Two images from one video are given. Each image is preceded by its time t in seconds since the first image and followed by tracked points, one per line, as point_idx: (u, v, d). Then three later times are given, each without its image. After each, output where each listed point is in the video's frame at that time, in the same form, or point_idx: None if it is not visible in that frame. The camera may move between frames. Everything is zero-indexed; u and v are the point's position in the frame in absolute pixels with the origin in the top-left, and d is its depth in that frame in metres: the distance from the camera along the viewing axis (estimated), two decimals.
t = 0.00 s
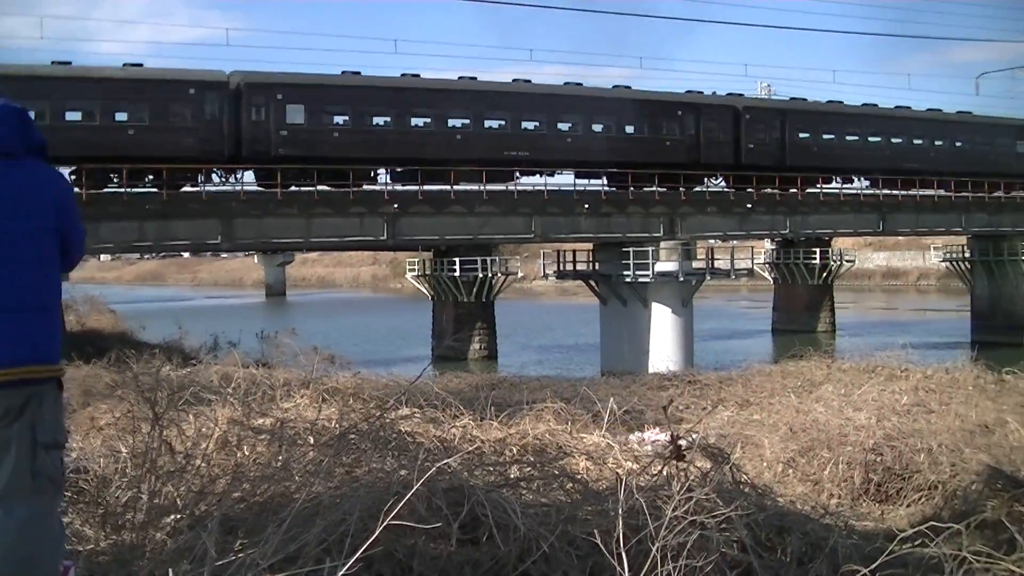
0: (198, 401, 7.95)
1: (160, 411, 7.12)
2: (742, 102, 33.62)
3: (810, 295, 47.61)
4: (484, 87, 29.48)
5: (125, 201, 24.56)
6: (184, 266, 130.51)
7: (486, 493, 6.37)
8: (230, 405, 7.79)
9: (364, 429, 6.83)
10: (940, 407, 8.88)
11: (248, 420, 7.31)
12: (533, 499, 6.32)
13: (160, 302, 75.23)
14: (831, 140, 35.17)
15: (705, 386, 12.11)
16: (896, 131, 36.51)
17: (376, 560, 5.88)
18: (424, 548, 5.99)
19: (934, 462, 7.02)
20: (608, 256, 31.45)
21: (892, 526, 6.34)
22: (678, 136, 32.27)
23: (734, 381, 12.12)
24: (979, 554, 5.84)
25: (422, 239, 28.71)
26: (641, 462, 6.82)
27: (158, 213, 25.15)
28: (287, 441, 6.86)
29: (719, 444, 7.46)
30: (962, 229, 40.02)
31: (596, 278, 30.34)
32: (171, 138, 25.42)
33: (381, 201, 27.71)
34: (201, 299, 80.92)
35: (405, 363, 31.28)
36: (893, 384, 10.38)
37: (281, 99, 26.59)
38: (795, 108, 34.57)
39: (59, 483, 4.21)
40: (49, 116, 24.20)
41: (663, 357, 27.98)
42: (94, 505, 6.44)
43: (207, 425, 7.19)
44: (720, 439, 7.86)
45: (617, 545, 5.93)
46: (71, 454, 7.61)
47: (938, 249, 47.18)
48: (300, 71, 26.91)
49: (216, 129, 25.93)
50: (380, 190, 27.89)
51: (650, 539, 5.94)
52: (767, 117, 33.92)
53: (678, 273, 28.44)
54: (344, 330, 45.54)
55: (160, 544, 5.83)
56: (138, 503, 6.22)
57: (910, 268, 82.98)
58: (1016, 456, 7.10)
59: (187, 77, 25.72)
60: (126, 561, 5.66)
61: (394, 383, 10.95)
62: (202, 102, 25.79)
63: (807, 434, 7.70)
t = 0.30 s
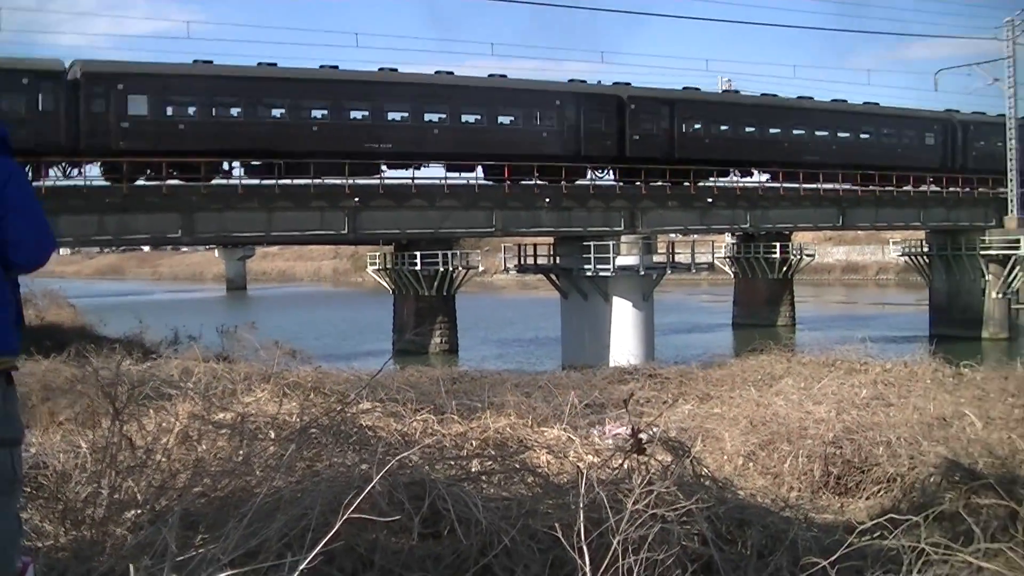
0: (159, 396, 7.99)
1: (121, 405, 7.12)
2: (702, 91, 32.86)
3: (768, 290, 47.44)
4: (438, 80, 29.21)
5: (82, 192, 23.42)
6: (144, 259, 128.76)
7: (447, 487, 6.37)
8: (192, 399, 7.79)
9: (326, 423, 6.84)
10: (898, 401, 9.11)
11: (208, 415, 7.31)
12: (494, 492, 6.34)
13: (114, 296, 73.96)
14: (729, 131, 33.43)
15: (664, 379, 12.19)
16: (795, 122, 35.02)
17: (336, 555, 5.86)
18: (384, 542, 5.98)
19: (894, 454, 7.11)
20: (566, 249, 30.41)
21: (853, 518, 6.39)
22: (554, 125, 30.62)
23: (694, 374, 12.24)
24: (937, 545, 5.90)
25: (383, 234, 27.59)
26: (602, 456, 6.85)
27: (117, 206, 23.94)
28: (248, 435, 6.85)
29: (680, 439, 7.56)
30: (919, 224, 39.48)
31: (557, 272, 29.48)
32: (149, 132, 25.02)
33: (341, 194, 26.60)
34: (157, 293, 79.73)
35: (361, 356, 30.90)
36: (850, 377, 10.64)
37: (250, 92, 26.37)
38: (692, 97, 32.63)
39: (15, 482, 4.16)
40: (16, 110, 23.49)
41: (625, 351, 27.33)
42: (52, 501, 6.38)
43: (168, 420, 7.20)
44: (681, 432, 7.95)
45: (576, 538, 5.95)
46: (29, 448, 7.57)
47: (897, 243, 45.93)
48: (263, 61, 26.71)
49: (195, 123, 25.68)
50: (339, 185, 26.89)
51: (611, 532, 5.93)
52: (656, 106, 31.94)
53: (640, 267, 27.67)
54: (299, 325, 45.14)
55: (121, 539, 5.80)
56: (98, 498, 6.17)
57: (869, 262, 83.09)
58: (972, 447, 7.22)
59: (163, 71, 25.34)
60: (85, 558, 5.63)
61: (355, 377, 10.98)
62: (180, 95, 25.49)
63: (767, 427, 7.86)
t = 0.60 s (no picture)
0: (123, 393, 7.99)
1: (84, 401, 7.10)
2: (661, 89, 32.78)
3: (733, 284, 46.57)
4: (397, 77, 28.88)
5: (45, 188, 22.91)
6: (107, 255, 127.28)
7: (411, 483, 6.38)
8: (156, 396, 7.77)
9: (290, 419, 6.84)
10: (861, 395, 9.29)
11: (172, 411, 7.30)
12: (459, 487, 6.35)
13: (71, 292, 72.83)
14: (618, 124, 31.66)
15: (628, 374, 12.28)
16: (689, 114, 33.13)
17: (301, 551, 5.88)
18: (349, 538, 5.98)
19: (857, 449, 7.19)
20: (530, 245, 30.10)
21: (816, 513, 6.44)
22: (427, 118, 29.05)
23: (659, 370, 12.29)
24: (898, 539, 5.95)
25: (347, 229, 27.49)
26: (566, 451, 6.89)
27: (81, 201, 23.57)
28: (212, 431, 6.84)
29: (644, 434, 7.62)
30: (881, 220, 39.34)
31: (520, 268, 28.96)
32: (131, 128, 25.09)
33: (306, 190, 26.40)
34: (118, 289, 78.67)
35: (324, 354, 30.08)
36: (814, 371, 10.84)
37: (225, 87, 26.34)
38: (575, 89, 30.88)
39: None
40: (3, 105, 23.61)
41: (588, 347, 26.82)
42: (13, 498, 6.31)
43: (131, 417, 7.18)
44: (645, 428, 8.01)
45: (539, 534, 5.98)
46: None
47: (862, 240, 44.71)
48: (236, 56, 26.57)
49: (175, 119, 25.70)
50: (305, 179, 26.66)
51: (575, 527, 5.94)
52: (536, 98, 30.24)
53: (602, 262, 27.32)
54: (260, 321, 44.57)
55: (84, 537, 5.76)
56: (61, 496, 6.12)
57: (833, 258, 83.49)
58: (932, 441, 7.33)
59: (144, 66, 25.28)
60: (49, 555, 5.63)
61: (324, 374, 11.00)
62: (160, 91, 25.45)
63: (731, 423, 7.96)
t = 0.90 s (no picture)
0: (90, 390, 7.93)
1: (50, 400, 7.04)
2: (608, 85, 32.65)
3: (699, 281, 46.10)
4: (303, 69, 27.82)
5: (11, 185, 22.70)
6: (75, 252, 126.08)
7: (378, 479, 6.37)
8: (123, 394, 7.73)
9: (258, 416, 6.85)
10: (827, 392, 9.44)
11: (140, 409, 7.27)
12: (427, 485, 6.36)
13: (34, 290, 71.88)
14: (509, 118, 30.39)
15: (597, 371, 12.33)
16: (583, 108, 31.93)
17: (269, 549, 5.86)
18: (316, 535, 5.96)
19: (823, 446, 7.27)
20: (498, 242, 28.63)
21: (783, 509, 6.47)
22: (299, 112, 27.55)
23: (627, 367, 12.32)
24: (865, 534, 5.98)
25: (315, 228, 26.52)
26: (534, 448, 6.91)
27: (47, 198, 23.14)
28: (179, 428, 6.84)
29: (612, 431, 7.65)
30: (850, 217, 38.77)
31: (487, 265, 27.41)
32: (108, 126, 24.93)
33: (273, 185, 25.59)
34: (83, 287, 77.76)
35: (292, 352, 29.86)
36: (780, 369, 10.97)
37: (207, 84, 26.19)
38: (458, 81, 29.51)
39: None
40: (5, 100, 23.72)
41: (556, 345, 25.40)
42: None
43: (98, 414, 7.14)
44: (614, 425, 8.05)
45: (507, 531, 5.99)
46: None
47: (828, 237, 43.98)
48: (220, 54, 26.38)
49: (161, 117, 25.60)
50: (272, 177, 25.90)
51: (543, 525, 5.94)
52: (416, 90, 28.89)
53: (570, 259, 25.96)
54: (228, 318, 44.07)
55: (51, 536, 5.73)
56: (26, 495, 6.07)
57: (800, 255, 83.61)
58: (898, 438, 7.43)
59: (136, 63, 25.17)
60: (15, 554, 5.61)
61: (295, 373, 11.03)
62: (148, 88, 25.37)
63: (698, 420, 8.01)
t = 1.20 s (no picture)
0: (54, 387, 7.84)
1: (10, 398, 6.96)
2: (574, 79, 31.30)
3: (664, 279, 45.81)
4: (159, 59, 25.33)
5: None
6: (37, 249, 124.66)
7: (343, 477, 6.36)
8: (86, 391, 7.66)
9: (221, 414, 6.85)
10: (790, 389, 9.58)
11: (103, 407, 7.22)
12: (391, 482, 6.35)
13: None
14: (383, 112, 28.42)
15: (562, 368, 12.35)
16: (468, 101, 29.74)
17: (234, 547, 5.83)
18: (281, 533, 5.94)
19: (786, 442, 7.35)
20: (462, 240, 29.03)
21: (746, 505, 6.51)
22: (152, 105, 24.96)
23: (592, 363, 12.39)
24: (827, 530, 6.02)
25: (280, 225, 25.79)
26: (498, 445, 6.92)
27: (9, 194, 22.49)
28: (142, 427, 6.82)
29: (577, 428, 7.69)
30: (813, 215, 38.65)
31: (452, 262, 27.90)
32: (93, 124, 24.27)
33: (237, 182, 24.92)
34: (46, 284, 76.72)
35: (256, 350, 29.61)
36: (744, 366, 11.09)
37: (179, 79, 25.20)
38: (331, 73, 27.62)
39: None
40: None
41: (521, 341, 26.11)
42: None
43: (61, 411, 7.07)
44: (579, 421, 8.10)
45: (472, 528, 6.00)
46: None
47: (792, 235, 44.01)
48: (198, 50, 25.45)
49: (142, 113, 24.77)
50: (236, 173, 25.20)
51: (508, 522, 5.95)
52: (282, 81, 26.77)
53: (533, 257, 26.47)
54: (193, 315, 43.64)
55: (12, 534, 5.66)
56: None
57: (764, 252, 83.89)
58: (860, 435, 7.55)
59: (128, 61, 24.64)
60: None
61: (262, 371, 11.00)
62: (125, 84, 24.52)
63: (662, 417, 8.06)
